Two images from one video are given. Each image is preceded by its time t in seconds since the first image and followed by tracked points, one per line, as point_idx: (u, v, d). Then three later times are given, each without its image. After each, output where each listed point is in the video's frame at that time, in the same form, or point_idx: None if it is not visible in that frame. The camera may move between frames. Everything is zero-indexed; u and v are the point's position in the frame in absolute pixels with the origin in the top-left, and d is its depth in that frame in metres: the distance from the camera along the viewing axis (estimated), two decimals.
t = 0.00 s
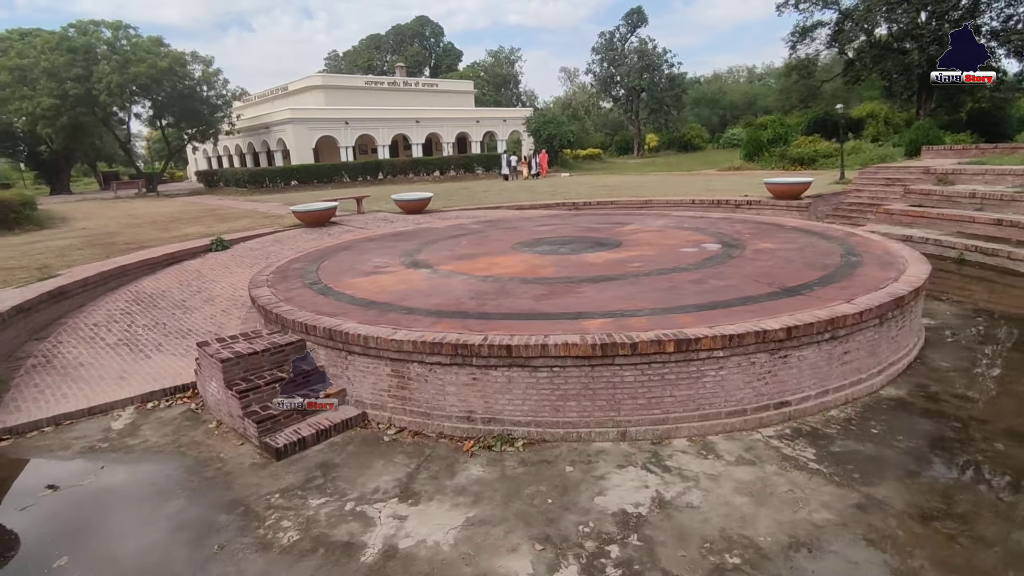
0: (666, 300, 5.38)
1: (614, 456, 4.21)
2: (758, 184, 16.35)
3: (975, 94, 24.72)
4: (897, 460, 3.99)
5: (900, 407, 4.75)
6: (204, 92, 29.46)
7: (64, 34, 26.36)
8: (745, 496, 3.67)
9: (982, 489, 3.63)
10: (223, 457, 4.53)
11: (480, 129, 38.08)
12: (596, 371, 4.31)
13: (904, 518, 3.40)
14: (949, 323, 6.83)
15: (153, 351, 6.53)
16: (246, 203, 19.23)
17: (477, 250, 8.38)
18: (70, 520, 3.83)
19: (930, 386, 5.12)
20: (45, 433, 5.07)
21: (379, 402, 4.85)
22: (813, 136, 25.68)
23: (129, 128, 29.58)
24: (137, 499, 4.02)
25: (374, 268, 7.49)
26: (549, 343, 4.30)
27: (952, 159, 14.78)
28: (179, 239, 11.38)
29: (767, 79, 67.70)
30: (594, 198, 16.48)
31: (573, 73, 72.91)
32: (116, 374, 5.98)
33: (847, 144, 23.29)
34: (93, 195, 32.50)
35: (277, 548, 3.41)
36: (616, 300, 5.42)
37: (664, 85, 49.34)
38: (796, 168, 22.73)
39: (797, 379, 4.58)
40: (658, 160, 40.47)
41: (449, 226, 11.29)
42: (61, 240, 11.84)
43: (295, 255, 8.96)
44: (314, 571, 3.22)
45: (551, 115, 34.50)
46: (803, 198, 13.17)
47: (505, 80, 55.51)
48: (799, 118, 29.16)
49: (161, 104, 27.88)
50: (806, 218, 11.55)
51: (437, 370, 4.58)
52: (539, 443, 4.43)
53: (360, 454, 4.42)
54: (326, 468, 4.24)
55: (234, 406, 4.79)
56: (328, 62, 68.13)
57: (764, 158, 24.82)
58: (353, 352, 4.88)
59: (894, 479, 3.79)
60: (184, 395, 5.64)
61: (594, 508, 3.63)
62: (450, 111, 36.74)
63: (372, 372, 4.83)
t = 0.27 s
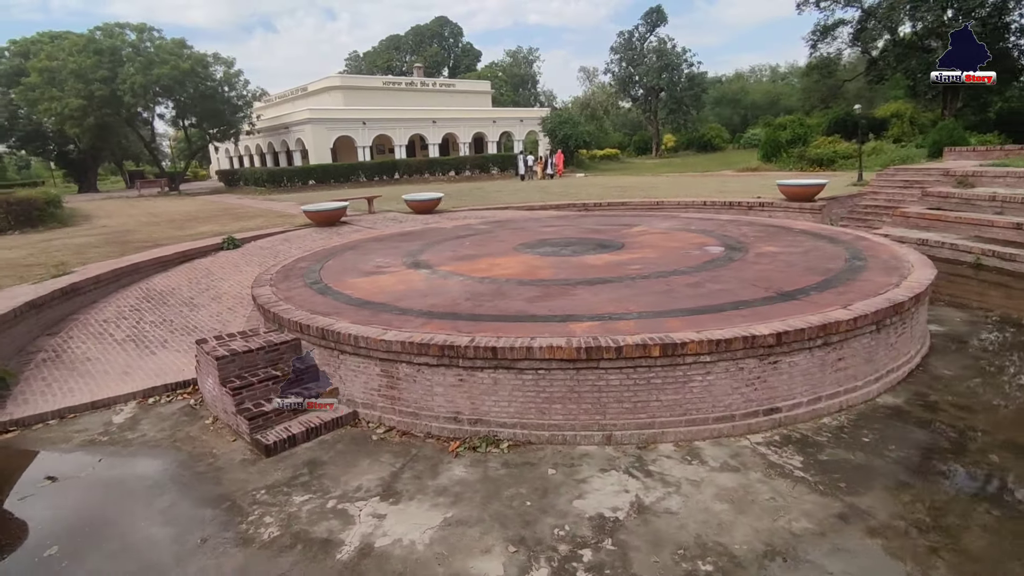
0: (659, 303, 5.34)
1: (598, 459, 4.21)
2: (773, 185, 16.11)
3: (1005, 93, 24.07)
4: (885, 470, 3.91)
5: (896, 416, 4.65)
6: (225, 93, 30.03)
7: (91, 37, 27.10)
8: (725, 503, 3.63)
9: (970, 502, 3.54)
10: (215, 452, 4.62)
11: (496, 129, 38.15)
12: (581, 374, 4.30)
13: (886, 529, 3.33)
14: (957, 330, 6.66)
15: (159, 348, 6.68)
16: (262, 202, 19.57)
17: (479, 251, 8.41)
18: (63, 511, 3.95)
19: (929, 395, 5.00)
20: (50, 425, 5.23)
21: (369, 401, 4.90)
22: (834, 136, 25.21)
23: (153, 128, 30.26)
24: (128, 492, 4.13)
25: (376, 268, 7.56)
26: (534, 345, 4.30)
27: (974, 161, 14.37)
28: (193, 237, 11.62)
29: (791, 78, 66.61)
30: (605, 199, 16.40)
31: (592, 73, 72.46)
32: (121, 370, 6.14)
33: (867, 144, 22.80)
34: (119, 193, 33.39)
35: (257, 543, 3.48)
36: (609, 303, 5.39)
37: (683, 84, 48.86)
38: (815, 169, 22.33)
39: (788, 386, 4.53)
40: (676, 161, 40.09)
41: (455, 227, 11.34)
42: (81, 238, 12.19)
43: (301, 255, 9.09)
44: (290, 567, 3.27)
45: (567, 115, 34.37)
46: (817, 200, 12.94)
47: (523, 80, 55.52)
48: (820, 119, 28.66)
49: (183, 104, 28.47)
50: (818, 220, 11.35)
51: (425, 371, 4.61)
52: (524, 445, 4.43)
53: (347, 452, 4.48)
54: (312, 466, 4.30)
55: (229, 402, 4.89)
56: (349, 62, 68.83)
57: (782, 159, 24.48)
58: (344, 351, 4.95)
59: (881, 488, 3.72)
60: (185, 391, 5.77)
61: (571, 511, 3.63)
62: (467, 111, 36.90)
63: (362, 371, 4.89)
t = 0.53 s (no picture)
0: (645, 301, 5.34)
1: (574, 455, 4.23)
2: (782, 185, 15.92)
3: None
4: (861, 470, 3.89)
5: (880, 417, 4.60)
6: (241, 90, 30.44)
7: (111, 34, 27.61)
8: (696, 500, 3.64)
9: (944, 504, 3.50)
10: (204, 440, 4.73)
11: (509, 127, 38.16)
12: (559, 370, 4.33)
13: (854, 529, 3.31)
14: (955, 332, 6.55)
15: (160, 339, 6.83)
16: (274, 197, 19.84)
17: (476, 248, 8.45)
18: (53, 493, 4.08)
19: (917, 396, 4.94)
20: (49, 411, 5.39)
21: (355, 394, 4.98)
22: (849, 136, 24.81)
23: (170, 124, 30.78)
24: (116, 476, 4.25)
25: (372, 263, 7.65)
26: (512, 341, 4.34)
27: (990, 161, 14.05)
28: (202, 232, 11.84)
29: (810, 77, 65.58)
30: (613, 198, 16.35)
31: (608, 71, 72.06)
32: (120, 359, 6.29)
33: (883, 144, 22.40)
34: (138, 188, 34.03)
35: (232, 528, 3.56)
36: (595, 300, 5.40)
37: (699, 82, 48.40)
38: (829, 168, 22.01)
39: (769, 385, 4.51)
40: (689, 160, 39.75)
41: (458, 224, 11.38)
42: (94, 231, 12.47)
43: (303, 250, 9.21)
44: (261, 552, 3.35)
45: (579, 113, 34.26)
46: (826, 200, 12.77)
47: (538, 78, 55.43)
48: (836, 118, 28.22)
49: (199, 101, 28.92)
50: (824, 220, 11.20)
51: (407, 365, 4.67)
52: (503, 439, 4.48)
53: (329, 443, 4.55)
54: (294, 456, 4.38)
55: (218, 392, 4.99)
56: (365, 60, 69.36)
57: (796, 159, 24.17)
58: (331, 344, 5.03)
59: (854, 489, 3.69)
60: (181, 380, 5.90)
61: (541, 505, 3.66)
62: (479, 109, 36.94)
63: (348, 364, 4.96)
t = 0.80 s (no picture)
0: (630, 301, 5.35)
1: (551, 454, 4.27)
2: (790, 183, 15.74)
3: None
4: (835, 473, 3.88)
5: (861, 421, 4.59)
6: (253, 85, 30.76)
7: (127, 30, 28.00)
8: (666, 501, 3.66)
9: (914, 509, 3.49)
10: (192, 433, 4.85)
11: (519, 123, 38.12)
12: (538, 370, 4.37)
13: (821, 532, 3.32)
14: (950, 336, 6.48)
15: (158, 332, 6.98)
16: (283, 192, 20.05)
17: (472, 245, 8.50)
18: (44, 482, 4.22)
19: (901, 400, 4.91)
20: (47, 402, 5.54)
21: (340, 389, 5.05)
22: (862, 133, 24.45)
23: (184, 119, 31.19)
24: (106, 467, 4.38)
25: (368, 260, 7.73)
26: (491, 339, 4.39)
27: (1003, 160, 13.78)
28: (208, 227, 12.02)
29: (827, 73, 64.61)
30: (618, 195, 16.29)
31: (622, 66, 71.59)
32: (118, 352, 6.44)
33: (897, 142, 22.07)
34: (153, 182, 34.59)
35: (210, 520, 3.65)
36: (580, 300, 5.42)
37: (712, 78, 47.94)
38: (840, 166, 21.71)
39: (749, 386, 4.51)
40: (701, 157, 39.44)
41: (458, 221, 11.43)
42: (104, 225, 12.72)
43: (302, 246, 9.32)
44: (236, 543, 3.43)
45: (589, 110, 34.12)
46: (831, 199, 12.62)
47: (550, 74, 55.28)
48: (850, 114, 27.81)
49: (213, 96, 29.26)
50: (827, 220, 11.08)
51: (390, 362, 4.74)
52: (483, 437, 4.53)
53: (312, 438, 4.64)
54: (277, 450, 4.47)
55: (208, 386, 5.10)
56: (379, 56, 69.64)
57: (807, 157, 23.90)
58: (318, 340, 5.11)
59: (826, 492, 3.69)
60: (176, 373, 6.03)
61: (513, 502, 3.71)
62: (490, 105, 36.94)
63: (334, 361, 5.04)
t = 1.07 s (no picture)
0: (613, 299, 5.33)
1: (526, 451, 4.27)
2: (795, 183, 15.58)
3: None
4: (808, 475, 3.85)
5: (841, 423, 4.54)
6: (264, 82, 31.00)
7: (139, 27, 28.30)
8: (634, 500, 3.65)
9: (884, 513, 3.45)
10: (176, 425, 4.91)
11: (528, 121, 38.07)
12: (514, 366, 4.37)
13: (786, 533, 3.30)
14: (943, 339, 6.40)
15: (152, 325, 7.08)
16: (289, 188, 20.20)
17: (467, 243, 8.51)
18: (27, 471, 4.30)
19: (885, 403, 4.86)
20: (38, 392, 5.65)
21: (322, 384, 5.08)
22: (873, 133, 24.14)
23: (195, 115, 31.50)
24: (88, 457, 4.45)
25: (361, 256, 7.77)
26: (468, 336, 4.39)
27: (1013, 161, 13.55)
28: (210, 222, 12.14)
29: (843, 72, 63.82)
30: (622, 193, 16.22)
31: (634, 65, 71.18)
32: (111, 345, 6.54)
33: (908, 142, 21.76)
34: (165, 178, 35.01)
35: (182, 511, 3.70)
36: (564, 297, 5.41)
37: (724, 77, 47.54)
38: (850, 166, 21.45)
39: (728, 386, 4.48)
40: (711, 156, 39.15)
41: (457, 218, 11.45)
42: (110, 219, 12.90)
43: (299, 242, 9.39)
44: (204, 535, 3.47)
45: (598, 108, 33.99)
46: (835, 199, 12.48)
47: (561, 72, 55.14)
48: (861, 114, 27.47)
49: (223, 92, 29.53)
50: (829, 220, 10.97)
51: (370, 357, 4.75)
52: (460, 433, 4.53)
53: (291, 432, 4.67)
54: (255, 442, 4.52)
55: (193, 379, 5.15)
56: (390, 53, 69.89)
57: (816, 157, 23.67)
58: (301, 334, 5.14)
59: (796, 494, 3.66)
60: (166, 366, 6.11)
61: (482, 499, 3.71)
62: (499, 102, 36.91)
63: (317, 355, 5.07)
